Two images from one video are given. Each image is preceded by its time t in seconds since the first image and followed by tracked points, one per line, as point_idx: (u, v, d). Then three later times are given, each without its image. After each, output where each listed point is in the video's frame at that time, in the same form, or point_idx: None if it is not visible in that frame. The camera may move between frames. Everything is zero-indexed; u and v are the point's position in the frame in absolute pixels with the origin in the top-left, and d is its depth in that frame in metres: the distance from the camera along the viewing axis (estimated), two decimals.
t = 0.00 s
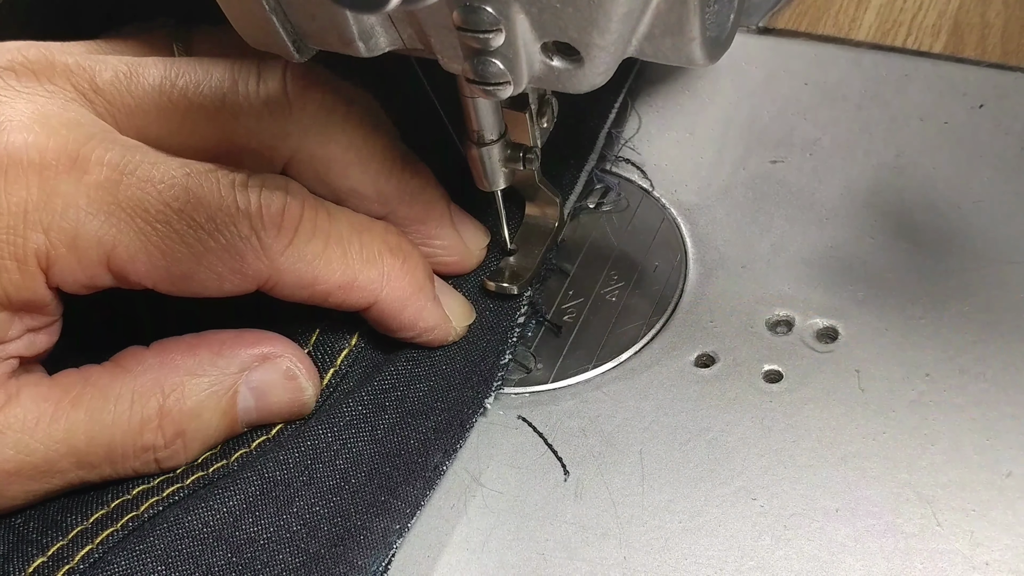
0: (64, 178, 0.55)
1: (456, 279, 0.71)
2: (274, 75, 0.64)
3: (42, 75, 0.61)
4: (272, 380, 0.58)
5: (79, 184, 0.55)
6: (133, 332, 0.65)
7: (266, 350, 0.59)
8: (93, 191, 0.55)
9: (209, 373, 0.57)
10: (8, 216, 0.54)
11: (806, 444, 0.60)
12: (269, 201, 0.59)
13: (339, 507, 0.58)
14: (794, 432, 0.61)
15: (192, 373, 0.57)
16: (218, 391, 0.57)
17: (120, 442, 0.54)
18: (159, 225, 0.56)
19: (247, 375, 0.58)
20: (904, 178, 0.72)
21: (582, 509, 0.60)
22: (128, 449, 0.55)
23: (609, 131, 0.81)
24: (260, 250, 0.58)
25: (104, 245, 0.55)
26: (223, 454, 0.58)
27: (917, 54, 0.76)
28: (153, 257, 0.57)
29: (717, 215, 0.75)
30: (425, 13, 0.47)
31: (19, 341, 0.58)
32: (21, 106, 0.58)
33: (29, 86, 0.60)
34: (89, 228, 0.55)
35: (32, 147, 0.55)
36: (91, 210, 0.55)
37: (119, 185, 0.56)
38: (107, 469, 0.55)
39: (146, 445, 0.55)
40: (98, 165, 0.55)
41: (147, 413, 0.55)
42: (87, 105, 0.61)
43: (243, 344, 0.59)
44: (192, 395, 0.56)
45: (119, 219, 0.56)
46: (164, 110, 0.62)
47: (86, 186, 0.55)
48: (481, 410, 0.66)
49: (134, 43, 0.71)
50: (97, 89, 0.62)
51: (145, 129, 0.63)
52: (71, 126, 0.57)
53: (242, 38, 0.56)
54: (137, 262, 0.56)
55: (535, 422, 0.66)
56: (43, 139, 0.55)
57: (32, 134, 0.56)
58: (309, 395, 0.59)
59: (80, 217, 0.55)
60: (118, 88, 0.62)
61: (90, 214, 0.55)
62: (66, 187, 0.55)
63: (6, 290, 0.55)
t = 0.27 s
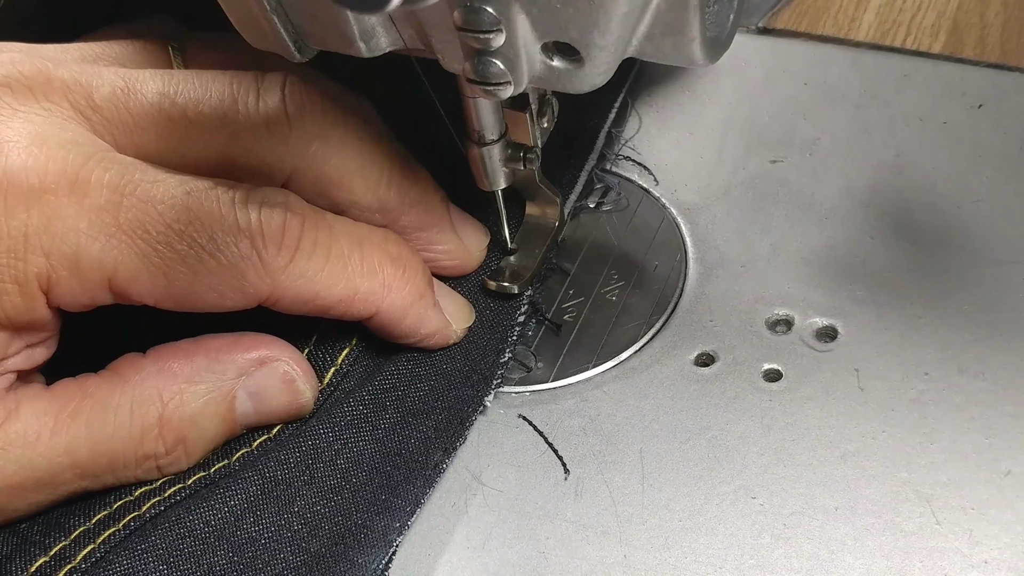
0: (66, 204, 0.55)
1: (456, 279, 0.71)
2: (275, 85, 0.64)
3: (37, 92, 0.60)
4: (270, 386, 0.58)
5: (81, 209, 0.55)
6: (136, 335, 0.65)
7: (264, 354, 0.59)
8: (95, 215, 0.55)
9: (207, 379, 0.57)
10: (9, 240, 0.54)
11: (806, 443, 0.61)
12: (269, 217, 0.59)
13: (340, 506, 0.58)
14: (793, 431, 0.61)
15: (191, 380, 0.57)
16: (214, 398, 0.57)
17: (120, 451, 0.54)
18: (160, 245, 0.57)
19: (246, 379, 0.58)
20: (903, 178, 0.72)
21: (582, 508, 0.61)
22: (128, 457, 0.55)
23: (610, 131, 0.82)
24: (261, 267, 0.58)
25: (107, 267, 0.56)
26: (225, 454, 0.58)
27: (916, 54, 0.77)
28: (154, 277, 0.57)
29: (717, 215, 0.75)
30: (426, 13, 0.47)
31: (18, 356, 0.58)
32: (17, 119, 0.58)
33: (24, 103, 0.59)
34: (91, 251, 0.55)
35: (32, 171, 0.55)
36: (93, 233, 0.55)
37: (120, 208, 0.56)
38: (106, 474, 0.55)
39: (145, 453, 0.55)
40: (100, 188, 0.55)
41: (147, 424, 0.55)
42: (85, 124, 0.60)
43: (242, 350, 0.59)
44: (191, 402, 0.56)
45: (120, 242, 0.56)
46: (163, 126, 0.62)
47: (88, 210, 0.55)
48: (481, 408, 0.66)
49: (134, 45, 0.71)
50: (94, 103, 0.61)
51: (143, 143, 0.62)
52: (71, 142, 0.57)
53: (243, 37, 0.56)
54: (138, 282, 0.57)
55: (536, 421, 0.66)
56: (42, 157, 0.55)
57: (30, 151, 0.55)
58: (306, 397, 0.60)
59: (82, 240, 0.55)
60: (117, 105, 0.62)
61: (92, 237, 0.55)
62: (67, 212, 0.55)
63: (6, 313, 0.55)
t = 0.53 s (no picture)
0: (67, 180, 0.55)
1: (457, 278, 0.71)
2: (279, 75, 0.65)
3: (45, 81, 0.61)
4: (274, 382, 0.58)
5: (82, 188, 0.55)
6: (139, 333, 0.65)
7: (268, 350, 0.60)
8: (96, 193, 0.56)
9: (212, 373, 0.58)
10: (11, 219, 0.54)
11: (805, 442, 0.61)
12: (270, 205, 0.59)
13: (341, 505, 0.59)
14: (792, 430, 0.62)
15: (197, 375, 0.57)
16: (220, 393, 0.57)
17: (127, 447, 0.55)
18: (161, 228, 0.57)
19: (251, 374, 0.58)
20: (903, 177, 0.72)
21: (583, 506, 0.61)
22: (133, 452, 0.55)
23: (610, 131, 0.82)
24: (260, 253, 0.58)
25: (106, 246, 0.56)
26: (226, 452, 0.59)
27: (915, 55, 0.77)
28: (154, 259, 0.57)
29: (717, 214, 0.75)
30: (427, 13, 0.47)
31: (23, 341, 0.58)
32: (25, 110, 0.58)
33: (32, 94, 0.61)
34: (92, 230, 0.55)
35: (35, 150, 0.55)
36: (94, 213, 0.56)
37: (121, 188, 0.56)
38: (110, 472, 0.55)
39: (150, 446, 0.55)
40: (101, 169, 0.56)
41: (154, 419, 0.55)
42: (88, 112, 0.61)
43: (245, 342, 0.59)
44: (196, 396, 0.57)
45: (120, 220, 0.56)
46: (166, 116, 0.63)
47: (89, 188, 0.55)
48: (482, 406, 0.66)
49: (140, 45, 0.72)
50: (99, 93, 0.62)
51: (146, 133, 0.63)
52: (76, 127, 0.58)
53: (244, 36, 0.56)
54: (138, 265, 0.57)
55: (536, 420, 0.66)
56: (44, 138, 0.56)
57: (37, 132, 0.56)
58: (310, 392, 0.60)
59: (83, 218, 0.55)
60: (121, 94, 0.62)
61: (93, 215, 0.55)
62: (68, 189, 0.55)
63: (8, 292, 0.55)
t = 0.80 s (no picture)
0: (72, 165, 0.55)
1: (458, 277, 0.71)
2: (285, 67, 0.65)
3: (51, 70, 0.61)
4: (275, 379, 0.58)
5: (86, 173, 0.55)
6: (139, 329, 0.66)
7: (270, 347, 0.60)
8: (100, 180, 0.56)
9: (214, 369, 0.58)
10: (14, 203, 0.54)
11: (805, 440, 0.61)
12: (272, 197, 0.60)
13: (342, 503, 0.59)
14: (791, 429, 0.62)
15: (199, 370, 0.57)
16: (222, 388, 0.58)
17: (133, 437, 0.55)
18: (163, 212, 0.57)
19: (252, 371, 0.58)
20: (902, 177, 0.72)
21: (583, 505, 0.61)
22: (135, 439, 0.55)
23: (610, 130, 0.82)
24: (263, 244, 0.59)
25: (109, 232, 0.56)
26: (228, 451, 0.59)
27: (914, 54, 0.78)
28: (157, 247, 0.57)
29: (716, 214, 0.76)
30: (428, 13, 0.47)
31: (25, 330, 0.58)
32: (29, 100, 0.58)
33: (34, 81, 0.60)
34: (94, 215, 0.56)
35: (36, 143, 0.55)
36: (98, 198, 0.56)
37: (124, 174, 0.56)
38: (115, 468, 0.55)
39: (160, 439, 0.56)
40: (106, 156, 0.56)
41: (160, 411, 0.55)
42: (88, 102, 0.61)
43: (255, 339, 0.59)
44: (198, 391, 0.57)
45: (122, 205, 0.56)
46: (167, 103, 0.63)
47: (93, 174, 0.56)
48: (483, 406, 0.66)
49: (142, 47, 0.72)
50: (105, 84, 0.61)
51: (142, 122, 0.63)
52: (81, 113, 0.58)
53: (245, 37, 0.56)
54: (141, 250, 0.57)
55: (537, 419, 0.66)
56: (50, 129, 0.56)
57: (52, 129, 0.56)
58: (311, 391, 0.60)
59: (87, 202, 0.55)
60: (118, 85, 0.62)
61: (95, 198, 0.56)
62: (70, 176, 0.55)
63: (10, 276, 0.56)
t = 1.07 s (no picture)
0: (105, 193, 0.56)
1: (461, 269, 0.70)
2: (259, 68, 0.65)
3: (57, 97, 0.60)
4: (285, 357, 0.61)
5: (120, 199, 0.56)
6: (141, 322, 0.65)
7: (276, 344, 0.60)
8: (123, 202, 0.57)
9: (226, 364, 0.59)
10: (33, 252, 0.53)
11: (805, 439, 0.61)
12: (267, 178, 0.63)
13: (340, 501, 0.60)
14: (790, 428, 0.62)
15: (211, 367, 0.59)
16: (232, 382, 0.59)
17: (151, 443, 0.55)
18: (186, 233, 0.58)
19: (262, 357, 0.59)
20: (901, 176, 0.73)
21: (584, 503, 0.61)
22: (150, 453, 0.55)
23: (610, 130, 0.82)
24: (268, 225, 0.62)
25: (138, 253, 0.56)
26: (227, 447, 0.59)
27: (914, 54, 0.78)
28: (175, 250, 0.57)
29: (716, 213, 0.76)
30: (429, 13, 0.47)
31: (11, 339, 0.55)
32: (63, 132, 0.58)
33: (37, 118, 0.58)
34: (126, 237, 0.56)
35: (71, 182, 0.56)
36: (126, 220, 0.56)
37: (146, 197, 0.58)
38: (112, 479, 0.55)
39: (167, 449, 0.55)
40: (120, 184, 0.57)
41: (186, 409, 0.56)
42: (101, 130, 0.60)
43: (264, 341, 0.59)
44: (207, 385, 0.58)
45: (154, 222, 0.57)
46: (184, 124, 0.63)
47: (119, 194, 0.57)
48: (482, 407, 0.66)
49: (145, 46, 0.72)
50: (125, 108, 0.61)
51: (143, 163, 0.60)
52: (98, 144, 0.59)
53: (247, 37, 0.57)
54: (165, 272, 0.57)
55: (537, 418, 0.66)
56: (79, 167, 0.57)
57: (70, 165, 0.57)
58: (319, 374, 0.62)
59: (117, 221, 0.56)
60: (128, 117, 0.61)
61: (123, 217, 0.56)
62: (105, 204, 0.56)
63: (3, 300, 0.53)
